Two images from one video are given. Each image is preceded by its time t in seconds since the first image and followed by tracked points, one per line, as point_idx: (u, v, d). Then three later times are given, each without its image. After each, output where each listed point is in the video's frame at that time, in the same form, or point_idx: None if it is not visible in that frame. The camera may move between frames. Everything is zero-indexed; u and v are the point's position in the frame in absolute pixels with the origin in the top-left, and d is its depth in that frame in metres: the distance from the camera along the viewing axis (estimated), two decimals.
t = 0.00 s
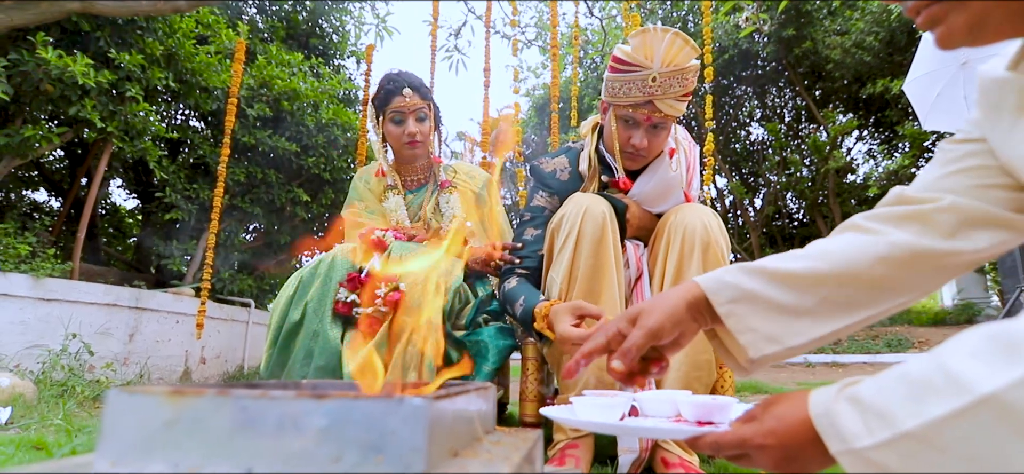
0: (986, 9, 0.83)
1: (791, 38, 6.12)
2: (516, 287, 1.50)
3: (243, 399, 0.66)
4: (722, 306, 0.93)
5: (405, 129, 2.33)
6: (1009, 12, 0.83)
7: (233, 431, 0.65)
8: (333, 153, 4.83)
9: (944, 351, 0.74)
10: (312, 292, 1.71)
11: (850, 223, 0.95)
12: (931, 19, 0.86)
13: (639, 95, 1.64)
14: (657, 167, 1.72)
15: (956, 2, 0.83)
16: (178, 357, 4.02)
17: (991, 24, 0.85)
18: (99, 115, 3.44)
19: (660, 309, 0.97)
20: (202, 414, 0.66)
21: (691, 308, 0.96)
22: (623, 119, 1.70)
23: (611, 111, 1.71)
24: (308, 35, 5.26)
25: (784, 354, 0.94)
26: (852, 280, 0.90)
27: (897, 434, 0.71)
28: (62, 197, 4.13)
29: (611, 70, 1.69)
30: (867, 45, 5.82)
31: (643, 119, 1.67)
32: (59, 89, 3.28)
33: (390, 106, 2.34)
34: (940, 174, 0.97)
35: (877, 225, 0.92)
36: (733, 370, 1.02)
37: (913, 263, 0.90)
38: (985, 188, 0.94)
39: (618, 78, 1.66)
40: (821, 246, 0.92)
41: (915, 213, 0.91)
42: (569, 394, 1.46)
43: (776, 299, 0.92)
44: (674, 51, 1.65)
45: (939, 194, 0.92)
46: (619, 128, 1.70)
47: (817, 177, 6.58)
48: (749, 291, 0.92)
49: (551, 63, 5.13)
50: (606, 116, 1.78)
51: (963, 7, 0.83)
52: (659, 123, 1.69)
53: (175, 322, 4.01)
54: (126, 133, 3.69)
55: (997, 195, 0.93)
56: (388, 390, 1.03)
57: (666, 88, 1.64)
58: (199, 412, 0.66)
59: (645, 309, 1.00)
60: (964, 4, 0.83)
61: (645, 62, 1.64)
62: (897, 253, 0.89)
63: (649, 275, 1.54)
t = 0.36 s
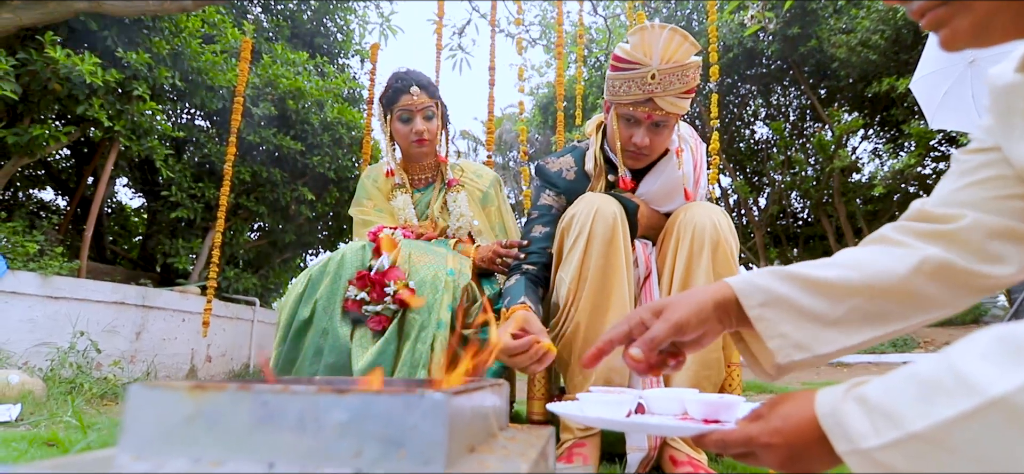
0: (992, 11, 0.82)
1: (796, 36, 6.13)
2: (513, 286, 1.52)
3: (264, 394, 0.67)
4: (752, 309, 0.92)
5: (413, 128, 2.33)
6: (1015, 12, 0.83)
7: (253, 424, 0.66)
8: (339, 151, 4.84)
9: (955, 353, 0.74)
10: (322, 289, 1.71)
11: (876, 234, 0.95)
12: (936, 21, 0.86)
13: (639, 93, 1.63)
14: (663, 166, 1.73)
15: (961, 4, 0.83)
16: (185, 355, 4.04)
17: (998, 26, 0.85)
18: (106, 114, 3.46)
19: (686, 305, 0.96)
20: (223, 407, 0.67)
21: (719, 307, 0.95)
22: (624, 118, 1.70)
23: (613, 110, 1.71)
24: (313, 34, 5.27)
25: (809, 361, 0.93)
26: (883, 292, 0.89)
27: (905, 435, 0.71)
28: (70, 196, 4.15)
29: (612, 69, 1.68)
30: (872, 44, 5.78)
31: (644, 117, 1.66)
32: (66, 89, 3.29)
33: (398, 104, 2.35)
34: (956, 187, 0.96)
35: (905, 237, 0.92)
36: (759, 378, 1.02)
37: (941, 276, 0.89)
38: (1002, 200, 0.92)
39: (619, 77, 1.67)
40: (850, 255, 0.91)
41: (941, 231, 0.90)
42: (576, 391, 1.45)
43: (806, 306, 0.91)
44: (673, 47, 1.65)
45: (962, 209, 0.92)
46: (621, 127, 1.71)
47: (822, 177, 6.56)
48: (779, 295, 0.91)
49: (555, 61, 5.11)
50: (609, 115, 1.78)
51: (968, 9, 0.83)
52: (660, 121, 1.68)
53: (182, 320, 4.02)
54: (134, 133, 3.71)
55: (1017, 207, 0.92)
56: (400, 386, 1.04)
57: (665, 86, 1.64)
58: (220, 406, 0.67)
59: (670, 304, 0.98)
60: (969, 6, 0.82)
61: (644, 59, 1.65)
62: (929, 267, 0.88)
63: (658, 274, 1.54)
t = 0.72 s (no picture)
0: (1011, 11, 0.82)
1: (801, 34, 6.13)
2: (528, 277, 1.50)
3: (287, 389, 0.68)
4: (773, 320, 0.90)
5: (421, 125, 2.34)
6: None
7: (275, 418, 0.67)
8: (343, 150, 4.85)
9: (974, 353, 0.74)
10: (331, 287, 1.71)
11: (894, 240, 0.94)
12: (953, 21, 0.86)
13: (641, 94, 1.63)
14: (668, 163, 1.73)
15: (980, 3, 0.82)
16: (191, 353, 4.06)
17: (1017, 26, 0.84)
18: (113, 113, 3.47)
19: (708, 316, 0.94)
20: (245, 402, 0.68)
21: (741, 319, 0.93)
22: (626, 119, 1.69)
23: (615, 111, 1.70)
24: (317, 33, 5.28)
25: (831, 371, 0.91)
26: (904, 299, 0.88)
27: (922, 434, 0.71)
28: (76, 195, 4.17)
29: (613, 71, 1.68)
30: (878, 42, 5.74)
31: (647, 119, 1.66)
32: (73, 88, 3.31)
33: (406, 102, 2.35)
34: (973, 190, 0.95)
35: (923, 240, 0.91)
36: (781, 386, 0.98)
37: (962, 283, 0.89)
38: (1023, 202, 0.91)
39: (620, 78, 1.66)
40: (871, 264, 0.90)
41: (961, 234, 0.89)
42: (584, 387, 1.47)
43: (827, 316, 0.89)
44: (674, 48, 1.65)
45: (981, 213, 0.91)
46: (623, 127, 1.70)
47: (826, 175, 6.53)
48: (801, 305, 0.89)
49: (558, 59, 5.08)
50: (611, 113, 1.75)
51: (987, 8, 0.83)
52: (662, 122, 1.67)
53: (188, 319, 4.04)
54: (140, 132, 3.73)
55: None
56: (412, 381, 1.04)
57: (668, 87, 1.63)
58: (242, 401, 0.68)
59: (690, 314, 0.97)
60: (987, 5, 0.82)
61: (646, 60, 1.64)
62: (948, 273, 0.88)
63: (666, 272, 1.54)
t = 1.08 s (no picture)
0: None
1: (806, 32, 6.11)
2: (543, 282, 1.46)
3: (309, 387, 0.68)
4: (794, 323, 0.90)
5: (428, 124, 2.34)
6: None
7: (296, 414, 0.68)
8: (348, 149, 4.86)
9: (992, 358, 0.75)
10: (340, 286, 1.72)
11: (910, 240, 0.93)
12: (967, 18, 0.86)
13: (648, 98, 1.63)
14: (675, 161, 1.73)
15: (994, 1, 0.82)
16: (196, 351, 4.07)
17: None
18: (120, 113, 3.48)
19: (727, 316, 0.93)
20: (266, 398, 0.69)
21: (760, 318, 0.92)
22: (633, 121, 1.69)
23: (622, 112, 1.70)
24: (321, 32, 5.30)
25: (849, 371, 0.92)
26: (923, 304, 0.88)
27: (941, 431, 0.71)
28: (82, 194, 4.19)
29: (620, 71, 1.68)
30: (883, 40, 5.70)
31: (654, 122, 1.66)
32: (81, 87, 3.31)
33: (414, 101, 2.35)
34: (990, 190, 0.94)
35: (942, 243, 0.91)
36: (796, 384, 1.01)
37: (979, 284, 0.89)
38: None
39: (628, 80, 1.65)
40: (889, 266, 0.90)
41: (979, 237, 0.90)
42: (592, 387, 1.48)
43: (847, 318, 0.89)
44: (683, 52, 1.64)
45: (1000, 214, 0.91)
46: (629, 128, 1.70)
47: (831, 174, 6.51)
48: (822, 308, 0.89)
49: (561, 58, 5.07)
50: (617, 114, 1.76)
51: (1000, 8, 0.83)
52: (670, 124, 1.68)
53: (194, 317, 4.06)
54: (147, 131, 3.74)
55: None
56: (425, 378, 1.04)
57: (676, 91, 1.63)
58: (264, 397, 0.69)
59: (709, 314, 0.96)
60: (1000, 4, 0.82)
61: (654, 63, 1.63)
62: (967, 275, 0.88)
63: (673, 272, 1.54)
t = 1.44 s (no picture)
0: None
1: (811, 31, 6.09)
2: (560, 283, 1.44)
3: (328, 383, 0.69)
4: (819, 323, 0.91)
5: (436, 123, 2.34)
6: None
7: (314, 411, 0.68)
8: (351, 148, 4.86)
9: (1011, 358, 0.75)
10: (348, 285, 1.72)
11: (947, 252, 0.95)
12: (983, 16, 0.85)
13: (657, 101, 1.61)
14: (683, 162, 1.73)
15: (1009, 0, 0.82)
16: (202, 349, 4.09)
17: None
18: (125, 112, 3.49)
19: (748, 310, 0.96)
20: (284, 396, 0.69)
21: (783, 314, 0.93)
22: (640, 124, 1.68)
23: (629, 115, 1.69)
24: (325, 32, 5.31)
25: (869, 373, 0.92)
26: (955, 312, 0.90)
27: (957, 428, 0.71)
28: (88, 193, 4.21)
29: (628, 74, 1.66)
30: (888, 38, 5.64)
31: (662, 125, 1.65)
32: (87, 87, 3.32)
33: (421, 100, 2.36)
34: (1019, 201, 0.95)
35: (976, 254, 0.92)
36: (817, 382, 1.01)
37: (1011, 296, 0.90)
38: None
39: (637, 83, 1.64)
40: (921, 274, 0.91)
41: (1012, 250, 0.91)
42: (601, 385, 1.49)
43: (876, 322, 0.90)
44: (693, 55, 1.63)
45: None
46: (637, 129, 1.69)
47: (834, 173, 6.49)
48: (849, 311, 0.90)
49: (564, 57, 5.06)
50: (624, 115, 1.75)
51: (1015, 7, 0.82)
52: (678, 128, 1.67)
53: (199, 315, 4.07)
54: (152, 130, 3.76)
55: None
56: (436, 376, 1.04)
57: (685, 94, 1.61)
58: (282, 395, 0.69)
59: (733, 306, 0.99)
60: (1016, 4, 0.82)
61: (663, 66, 1.62)
62: (998, 284, 0.90)
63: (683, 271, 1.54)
